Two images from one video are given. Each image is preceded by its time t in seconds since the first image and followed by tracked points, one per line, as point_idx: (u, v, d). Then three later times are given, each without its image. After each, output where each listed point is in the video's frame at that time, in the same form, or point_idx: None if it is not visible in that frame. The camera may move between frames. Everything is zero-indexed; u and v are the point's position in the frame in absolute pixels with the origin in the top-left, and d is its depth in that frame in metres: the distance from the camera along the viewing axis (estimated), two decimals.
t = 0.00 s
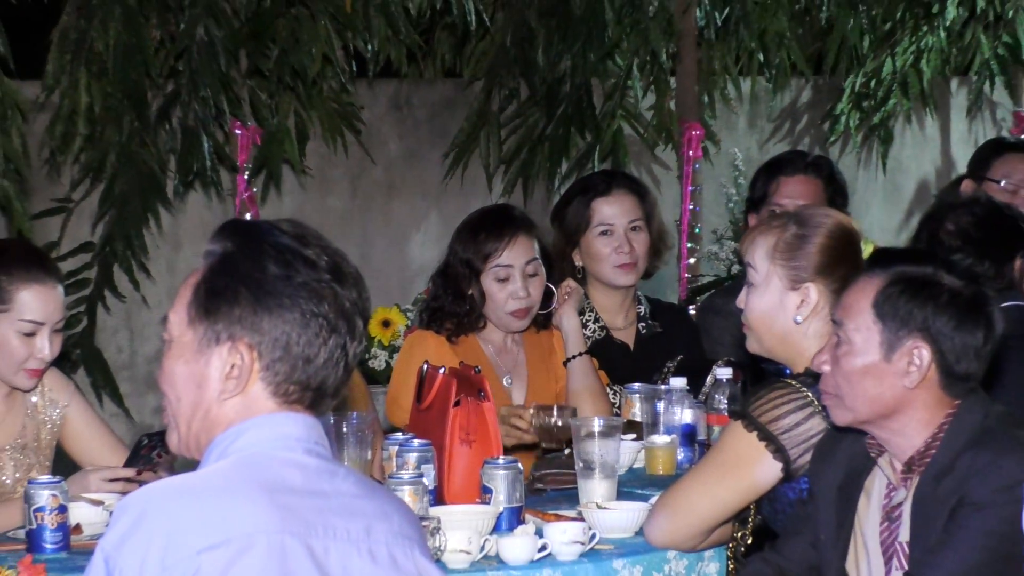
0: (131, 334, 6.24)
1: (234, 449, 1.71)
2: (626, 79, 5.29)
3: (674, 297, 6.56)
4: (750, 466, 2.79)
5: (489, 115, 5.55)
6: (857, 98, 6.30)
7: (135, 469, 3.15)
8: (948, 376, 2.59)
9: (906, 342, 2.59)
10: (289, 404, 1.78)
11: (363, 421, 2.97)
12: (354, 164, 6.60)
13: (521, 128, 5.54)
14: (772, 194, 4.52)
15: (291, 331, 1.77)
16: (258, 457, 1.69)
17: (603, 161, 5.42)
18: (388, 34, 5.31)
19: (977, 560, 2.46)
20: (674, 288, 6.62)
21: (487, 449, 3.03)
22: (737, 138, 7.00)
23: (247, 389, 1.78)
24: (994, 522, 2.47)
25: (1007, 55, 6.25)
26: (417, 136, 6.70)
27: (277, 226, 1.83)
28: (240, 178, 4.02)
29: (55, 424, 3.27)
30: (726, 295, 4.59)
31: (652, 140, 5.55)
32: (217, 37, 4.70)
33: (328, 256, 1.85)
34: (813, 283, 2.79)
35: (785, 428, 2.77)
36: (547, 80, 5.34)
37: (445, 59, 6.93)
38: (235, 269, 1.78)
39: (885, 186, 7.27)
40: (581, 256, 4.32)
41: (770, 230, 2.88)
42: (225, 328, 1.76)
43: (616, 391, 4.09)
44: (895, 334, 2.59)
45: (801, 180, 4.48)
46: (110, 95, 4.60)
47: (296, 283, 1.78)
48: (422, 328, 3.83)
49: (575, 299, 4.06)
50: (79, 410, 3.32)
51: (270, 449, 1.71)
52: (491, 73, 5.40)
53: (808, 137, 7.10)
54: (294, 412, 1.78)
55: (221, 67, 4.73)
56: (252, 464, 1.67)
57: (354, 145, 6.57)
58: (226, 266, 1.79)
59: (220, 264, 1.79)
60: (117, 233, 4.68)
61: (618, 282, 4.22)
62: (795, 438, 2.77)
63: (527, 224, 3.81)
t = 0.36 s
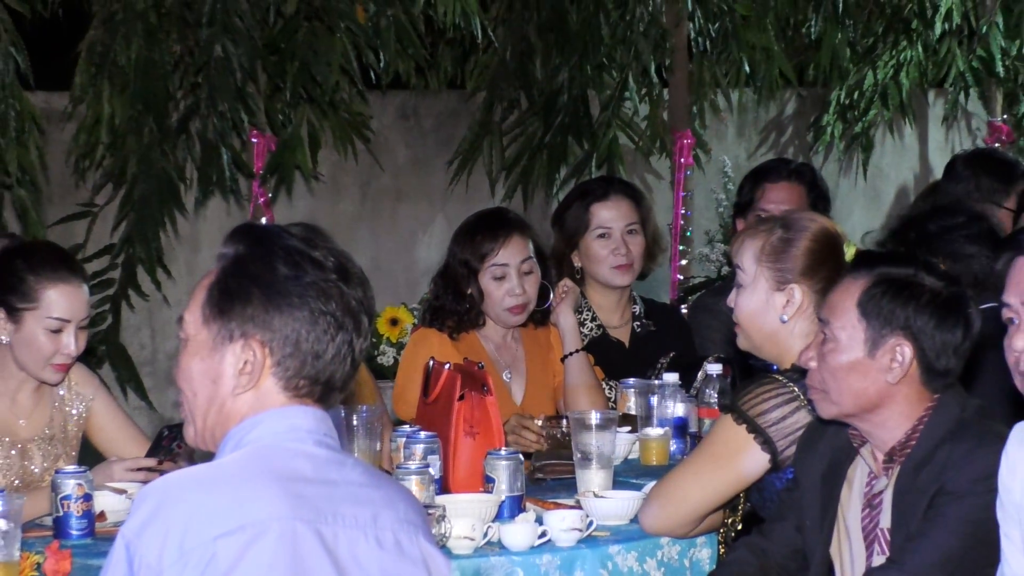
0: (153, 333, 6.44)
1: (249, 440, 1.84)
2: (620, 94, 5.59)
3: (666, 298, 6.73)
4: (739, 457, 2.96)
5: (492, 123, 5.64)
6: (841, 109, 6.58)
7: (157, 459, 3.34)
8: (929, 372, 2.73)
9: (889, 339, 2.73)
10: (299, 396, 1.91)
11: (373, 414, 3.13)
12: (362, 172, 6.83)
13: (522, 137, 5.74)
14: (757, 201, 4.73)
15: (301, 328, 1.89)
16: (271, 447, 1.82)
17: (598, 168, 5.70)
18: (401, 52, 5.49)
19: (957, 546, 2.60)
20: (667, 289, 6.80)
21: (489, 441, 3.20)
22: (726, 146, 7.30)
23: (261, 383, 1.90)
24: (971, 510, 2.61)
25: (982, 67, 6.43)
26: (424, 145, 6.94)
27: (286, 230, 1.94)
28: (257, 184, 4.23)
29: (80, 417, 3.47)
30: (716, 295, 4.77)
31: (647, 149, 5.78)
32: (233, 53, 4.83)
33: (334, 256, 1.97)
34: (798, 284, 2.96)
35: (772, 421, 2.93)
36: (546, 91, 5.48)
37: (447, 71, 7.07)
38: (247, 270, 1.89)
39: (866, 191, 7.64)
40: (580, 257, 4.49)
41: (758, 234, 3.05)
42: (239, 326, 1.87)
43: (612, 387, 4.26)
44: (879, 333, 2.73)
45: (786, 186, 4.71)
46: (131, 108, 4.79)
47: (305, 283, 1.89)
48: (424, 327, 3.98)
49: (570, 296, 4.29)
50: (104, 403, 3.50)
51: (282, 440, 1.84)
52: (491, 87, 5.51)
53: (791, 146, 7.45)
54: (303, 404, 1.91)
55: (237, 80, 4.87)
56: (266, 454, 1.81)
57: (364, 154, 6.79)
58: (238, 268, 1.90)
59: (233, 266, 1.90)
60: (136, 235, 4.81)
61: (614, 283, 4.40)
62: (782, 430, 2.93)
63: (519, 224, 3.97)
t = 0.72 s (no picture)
0: (163, 333, 6.49)
1: (256, 438, 1.90)
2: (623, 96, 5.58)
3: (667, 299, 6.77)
4: (739, 456, 3.01)
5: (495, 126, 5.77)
6: (839, 112, 6.65)
7: (167, 457, 3.40)
8: (927, 371, 2.78)
9: (888, 340, 2.78)
10: (305, 394, 1.96)
11: (378, 412, 3.19)
12: (368, 175, 6.89)
13: (527, 140, 5.79)
14: (759, 205, 4.79)
15: (307, 327, 1.94)
16: (278, 444, 1.88)
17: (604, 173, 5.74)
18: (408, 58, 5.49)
19: (954, 542, 2.65)
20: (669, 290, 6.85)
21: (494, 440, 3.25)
22: (727, 149, 7.35)
23: (267, 381, 1.95)
24: (968, 507, 2.66)
25: (977, 72, 6.40)
26: (429, 147, 7.00)
27: (291, 233, 1.99)
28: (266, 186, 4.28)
29: (91, 415, 3.53)
30: (716, 296, 4.83)
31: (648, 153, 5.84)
32: (251, 59, 4.89)
33: (338, 258, 2.02)
34: (796, 286, 3.01)
35: (771, 421, 2.98)
36: (548, 96, 5.54)
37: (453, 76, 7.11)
38: (253, 271, 1.94)
39: (864, 193, 7.69)
40: (586, 260, 4.54)
41: (755, 237, 3.10)
42: (245, 327, 1.93)
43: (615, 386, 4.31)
44: (878, 333, 2.78)
45: (786, 193, 4.77)
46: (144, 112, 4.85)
47: (310, 284, 1.95)
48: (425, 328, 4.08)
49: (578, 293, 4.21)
50: (115, 402, 3.57)
51: (289, 438, 1.89)
52: (496, 91, 5.60)
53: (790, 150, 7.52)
54: (308, 402, 1.96)
55: (253, 87, 4.87)
56: (273, 452, 1.86)
57: (369, 158, 6.87)
58: (245, 270, 1.95)
59: (239, 268, 1.95)
60: (152, 237, 4.88)
61: (621, 282, 4.45)
62: (781, 429, 2.98)
63: (501, 217, 4.11)
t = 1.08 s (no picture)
0: (167, 333, 6.50)
1: (260, 438, 1.90)
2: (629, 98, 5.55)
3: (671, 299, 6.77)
4: (743, 457, 3.00)
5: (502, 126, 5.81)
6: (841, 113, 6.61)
7: (172, 458, 3.40)
8: (931, 372, 2.78)
9: (892, 341, 2.78)
10: (310, 394, 1.96)
11: (383, 413, 3.19)
12: (372, 174, 6.91)
13: (532, 140, 5.80)
14: (768, 204, 4.79)
15: (310, 327, 1.93)
16: (282, 443, 1.88)
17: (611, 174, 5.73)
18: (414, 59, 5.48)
19: (957, 542, 2.66)
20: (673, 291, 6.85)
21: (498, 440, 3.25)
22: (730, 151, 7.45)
23: (271, 381, 1.95)
24: (971, 508, 2.67)
25: (982, 72, 6.43)
26: (433, 147, 7.04)
27: (295, 233, 1.99)
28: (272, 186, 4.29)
29: (95, 416, 3.52)
30: (721, 296, 4.83)
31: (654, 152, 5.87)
32: (266, 58, 4.76)
33: (343, 258, 2.01)
34: (798, 287, 3.01)
35: (776, 421, 2.98)
36: (556, 96, 5.64)
37: (460, 77, 7.14)
38: (256, 272, 1.94)
39: (868, 193, 7.71)
40: (595, 262, 4.54)
41: (756, 239, 3.10)
42: (249, 327, 1.92)
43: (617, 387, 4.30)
44: (882, 333, 2.78)
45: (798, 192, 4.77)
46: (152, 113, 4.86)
47: (313, 284, 1.94)
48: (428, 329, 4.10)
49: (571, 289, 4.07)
50: (118, 402, 3.56)
51: (293, 437, 1.90)
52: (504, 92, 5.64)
53: (795, 150, 7.52)
54: (312, 402, 1.96)
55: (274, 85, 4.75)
56: (277, 451, 1.86)
57: (374, 157, 6.88)
58: (248, 270, 1.95)
59: (242, 269, 1.95)
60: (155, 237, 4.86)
61: (619, 287, 4.45)
62: (786, 430, 2.98)
63: (506, 216, 4.16)
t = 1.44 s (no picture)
0: (174, 333, 6.53)
1: (265, 436, 1.93)
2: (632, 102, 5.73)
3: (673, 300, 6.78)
4: (744, 453, 3.03)
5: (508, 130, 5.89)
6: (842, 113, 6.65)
7: (180, 456, 3.43)
8: (931, 372, 2.81)
9: (892, 340, 2.81)
10: (315, 392, 1.98)
11: (388, 411, 3.22)
12: (379, 174, 6.95)
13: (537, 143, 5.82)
14: (772, 200, 4.81)
15: (313, 326, 1.96)
16: (287, 442, 1.91)
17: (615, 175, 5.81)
18: (417, 60, 5.51)
19: (956, 541, 2.69)
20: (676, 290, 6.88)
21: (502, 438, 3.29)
22: (733, 150, 7.47)
23: (275, 381, 1.97)
24: (971, 507, 2.70)
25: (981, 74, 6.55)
26: (437, 148, 7.09)
27: (298, 234, 2.02)
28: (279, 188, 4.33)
29: (103, 414, 3.56)
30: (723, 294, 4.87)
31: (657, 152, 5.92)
32: (268, 58, 4.87)
33: (347, 259, 2.04)
34: (800, 289, 3.05)
35: (777, 419, 3.01)
36: (562, 96, 5.54)
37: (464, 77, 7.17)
38: (259, 272, 1.97)
39: (869, 193, 7.76)
40: (599, 258, 4.58)
41: (758, 240, 3.13)
42: (253, 327, 1.95)
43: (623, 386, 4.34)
44: (882, 333, 2.81)
45: (801, 187, 4.80)
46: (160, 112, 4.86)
47: (317, 283, 1.97)
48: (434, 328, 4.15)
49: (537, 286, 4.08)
50: (126, 401, 3.60)
51: (299, 436, 1.92)
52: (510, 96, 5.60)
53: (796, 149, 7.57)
54: (317, 401, 1.99)
55: (275, 83, 4.90)
56: (282, 450, 1.89)
57: (379, 158, 6.92)
58: (252, 271, 1.98)
59: (246, 270, 1.98)
60: (163, 237, 4.89)
61: (626, 283, 4.48)
62: (787, 428, 3.01)
63: (517, 218, 4.19)
